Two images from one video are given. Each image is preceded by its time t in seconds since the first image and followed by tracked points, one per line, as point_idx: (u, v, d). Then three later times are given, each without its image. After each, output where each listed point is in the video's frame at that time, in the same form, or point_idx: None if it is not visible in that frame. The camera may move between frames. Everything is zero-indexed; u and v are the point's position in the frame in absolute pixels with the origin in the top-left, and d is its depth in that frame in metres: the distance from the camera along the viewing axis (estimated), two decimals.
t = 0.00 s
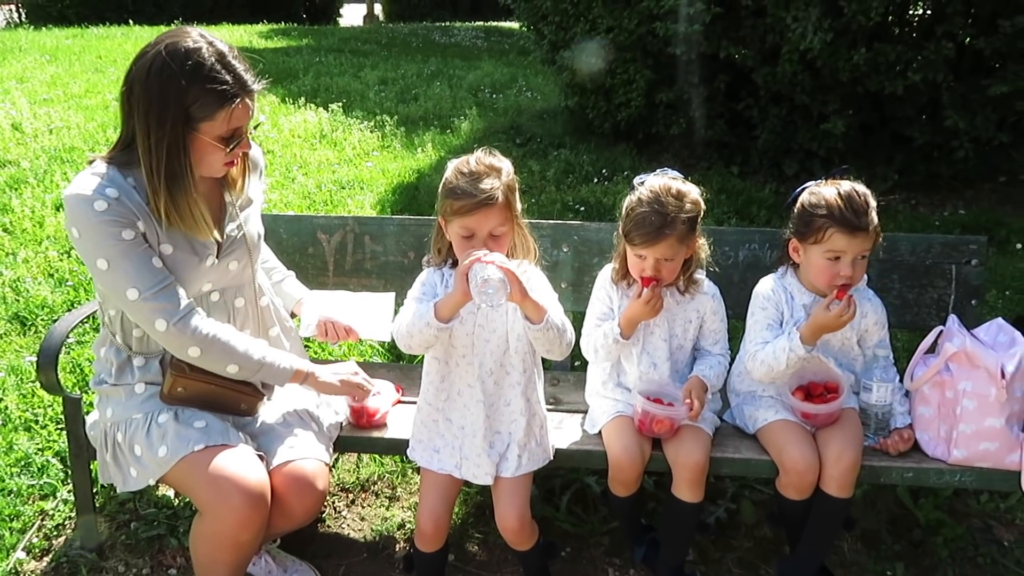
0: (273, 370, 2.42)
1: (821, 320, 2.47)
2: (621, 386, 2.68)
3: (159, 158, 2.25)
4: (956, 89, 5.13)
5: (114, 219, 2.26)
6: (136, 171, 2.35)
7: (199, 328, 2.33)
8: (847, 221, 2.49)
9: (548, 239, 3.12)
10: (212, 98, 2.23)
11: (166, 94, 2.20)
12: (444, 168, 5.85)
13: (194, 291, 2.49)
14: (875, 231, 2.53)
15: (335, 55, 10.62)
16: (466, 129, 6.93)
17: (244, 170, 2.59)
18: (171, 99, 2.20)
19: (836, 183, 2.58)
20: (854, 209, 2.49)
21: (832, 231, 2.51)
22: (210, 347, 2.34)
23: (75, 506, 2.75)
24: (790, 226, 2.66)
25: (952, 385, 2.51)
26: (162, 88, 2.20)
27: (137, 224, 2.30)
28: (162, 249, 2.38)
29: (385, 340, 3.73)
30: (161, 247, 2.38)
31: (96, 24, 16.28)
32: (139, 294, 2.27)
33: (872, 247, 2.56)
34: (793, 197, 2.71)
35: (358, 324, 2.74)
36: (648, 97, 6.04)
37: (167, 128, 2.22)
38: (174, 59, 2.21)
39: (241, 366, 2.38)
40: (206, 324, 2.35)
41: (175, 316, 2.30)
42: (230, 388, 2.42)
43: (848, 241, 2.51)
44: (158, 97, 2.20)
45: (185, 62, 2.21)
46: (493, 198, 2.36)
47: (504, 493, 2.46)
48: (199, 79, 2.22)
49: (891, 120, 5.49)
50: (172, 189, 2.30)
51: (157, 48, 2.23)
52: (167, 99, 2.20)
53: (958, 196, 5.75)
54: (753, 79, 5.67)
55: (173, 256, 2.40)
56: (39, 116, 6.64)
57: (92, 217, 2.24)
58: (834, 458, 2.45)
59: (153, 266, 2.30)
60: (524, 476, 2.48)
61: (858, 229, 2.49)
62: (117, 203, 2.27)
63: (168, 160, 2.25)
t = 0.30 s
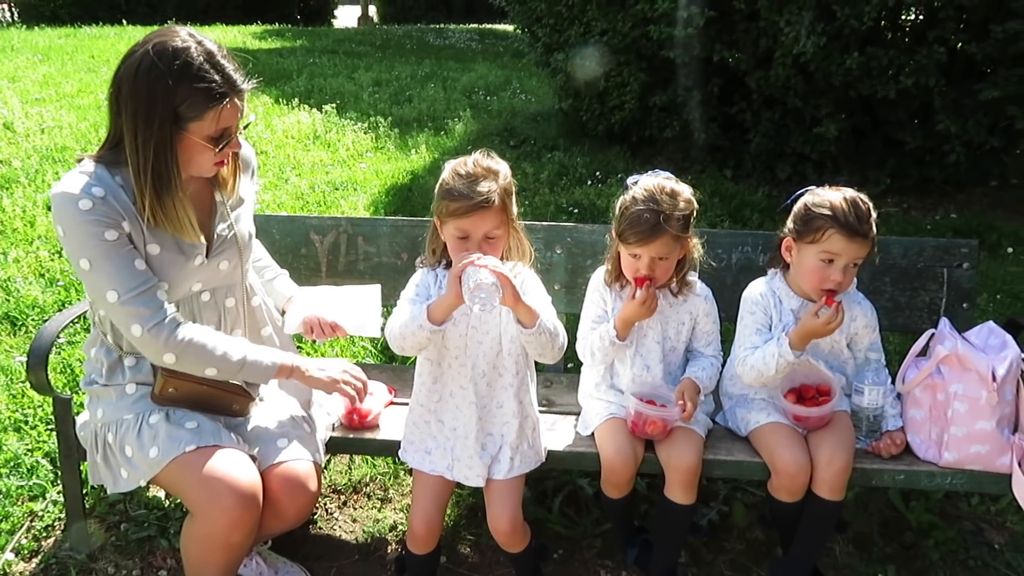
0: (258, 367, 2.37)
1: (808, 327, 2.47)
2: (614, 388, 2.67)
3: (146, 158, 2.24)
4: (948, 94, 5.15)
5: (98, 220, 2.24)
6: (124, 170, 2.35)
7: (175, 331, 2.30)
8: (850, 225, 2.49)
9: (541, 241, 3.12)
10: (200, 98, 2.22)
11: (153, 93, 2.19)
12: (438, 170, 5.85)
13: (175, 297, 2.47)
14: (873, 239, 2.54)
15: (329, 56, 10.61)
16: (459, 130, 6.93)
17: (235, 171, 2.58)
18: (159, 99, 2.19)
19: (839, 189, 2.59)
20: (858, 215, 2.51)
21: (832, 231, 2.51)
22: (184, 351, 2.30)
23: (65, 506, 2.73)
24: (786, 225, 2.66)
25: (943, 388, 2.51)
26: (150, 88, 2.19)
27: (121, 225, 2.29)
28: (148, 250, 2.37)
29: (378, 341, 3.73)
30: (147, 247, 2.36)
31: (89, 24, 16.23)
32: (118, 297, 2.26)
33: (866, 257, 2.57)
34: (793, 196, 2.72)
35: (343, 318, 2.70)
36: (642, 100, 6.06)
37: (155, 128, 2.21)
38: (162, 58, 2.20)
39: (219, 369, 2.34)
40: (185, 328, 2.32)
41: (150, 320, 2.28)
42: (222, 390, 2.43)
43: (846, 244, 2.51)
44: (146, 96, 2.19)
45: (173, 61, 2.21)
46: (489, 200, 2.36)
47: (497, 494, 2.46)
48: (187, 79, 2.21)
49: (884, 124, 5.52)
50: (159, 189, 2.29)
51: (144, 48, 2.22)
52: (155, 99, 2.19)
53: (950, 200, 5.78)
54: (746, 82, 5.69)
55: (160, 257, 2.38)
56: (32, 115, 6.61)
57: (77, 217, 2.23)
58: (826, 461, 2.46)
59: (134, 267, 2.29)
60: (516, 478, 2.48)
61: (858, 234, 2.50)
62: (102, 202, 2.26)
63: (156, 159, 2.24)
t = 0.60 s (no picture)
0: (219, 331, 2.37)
1: (799, 331, 2.45)
2: (612, 388, 2.68)
3: (144, 156, 2.24)
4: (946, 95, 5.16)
5: (88, 216, 2.24)
6: (120, 166, 2.34)
7: (139, 333, 2.28)
8: (824, 226, 2.48)
9: (539, 240, 3.12)
10: (198, 97, 2.22)
11: (152, 92, 2.19)
12: (436, 169, 5.85)
13: (159, 300, 2.46)
14: (854, 245, 2.49)
15: (327, 56, 10.60)
16: (457, 130, 6.93)
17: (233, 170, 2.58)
18: (157, 98, 2.19)
19: (844, 194, 2.56)
20: (837, 218, 2.48)
21: (808, 228, 2.52)
22: (146, 351, 2.29)
23: (63, 505, 2.73)
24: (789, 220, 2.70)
25: (941, 387, 2.52)
26: (148, 86, 2.19)
27: (109, 223, 2.28)
28: (139, 248, 2.36)
29: (376, 340, 3.72)
30: (137, 245, 2.36)
31: (86, 23, 16.21)
32: (87, 300, 2.26)
33: (846, 265, 2.52)
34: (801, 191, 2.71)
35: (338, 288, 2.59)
36: (640, 100, 6.06)
37: (153, 127, 2.21)
38: (161, 57, 2.20)
39: (187, 353, 2.34)
40: (151, 328, 2.30)
41: (114, 323, 2.27)
42: (221, 390, 2.39)
43: (819, 243, 2.50)
44: (145, 94, 2.19)
45: (172, 60, 2.20)
46: (490, 200, 2.37)
47: (495, 494, 2.46)
48: (186, 78, 2.21)
49: (881, 125, 5.53)
50: (157, 188, 2.28)
51: (143, 46, 2.22)
52: (153, 97, 2.19)
53: (947, 201, 5.79)
54: (744, 83, 5.69)
55: (151, 254, 2.38)
56: (29, 114, 6.60)
57: (67, 211, 2.22)
58: (824, 460, 2.46)
59: (112, 270, 2.28)
60: (515, 478, 2.48)
61: (832, 236, 2.48)
62: (93, 197, 2.26)
63: (153, 158, 2.24)
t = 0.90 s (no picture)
0: (209, 330, 2.38)
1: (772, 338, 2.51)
2: (613, 386, 2.68)
3: (142, 157, 2.24)
4: (945, 95, 5.16)
5: (84, 214, 2.24)
6: (119, 164, 2.34)
7: (129, 331, 2.29)
8: (795, 226, 2.53)
9: (540, 239, 3.12)
10: (194, 97, 2.22)
11: (149, 92, 2.20)
12: (436, 169, 5.85)
13: (158, 301, 2.47)
14: (829, 241, 2.49)
15: (326, 55, 10.60)
16: (457, 130, 6.94)
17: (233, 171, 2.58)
18: (154, 98, 2.20)
19: (826, 192, 2.58)
20: (807, 216, 2.52)
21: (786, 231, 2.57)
22: (136, 351, 2.30)
23: (64, 505, 2.73)
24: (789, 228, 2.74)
25: (940, 386, 2.52)
26: (146, 86, 2.20)
27: (105, 221, 2.28)
28: (135, 247, 2.36)
29: (376, 340, 3.72)
30: (134, 245, 2.36)
31: (85, 23, 16.19)
32: (80, 297, 2.26)
33: (829, 263, 2.52)
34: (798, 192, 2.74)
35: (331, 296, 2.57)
36: (639, 100, 6.07)
37: (150, 127, 2.21)
38: (158, 56, 2.20)
39: (177, 352, 2.35)
40: (140, 327, 2.31)
41: (104, 322, 2.28)
42: (222, 388, 2.40)
43: (795, 243, 2.54)
44: (143, 94, 2.20)
45: (170, 60, 2.21)
46: (488, 203, 2.37)
47: (496, 492, 2.47)
48: (183, 78, 2.22)
49: (880, 125, 5.53)
50: (155, 188, 2.28)
51: (142, 46, 2.22)
52: (151, 97, 2.20)
53: (946, 201, 5.79)
54: (744, 83, 5.70)
55: (148, 254, 2.38)
56: (29, 114, 6.59)
57: (63, 209, 2.23)
58: (824, 459, 2.46)
59: (106, 269, 2.28)
60: (516, 477, 2.48)
61: (803, 234, 2.51)
62: (91, 195, 2.26)
63: (151, 158, 2.24)
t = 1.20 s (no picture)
0: (206, 320, 2.38)
1: (750, 329, 2.52)
2: (613, 385, 2.69)
3: (143, 156, 2.25)
4: (944, 95, 5.17)
5: (82, 212, 2.25)
6: (120, 163, 2.35)
7: (125, 328, 2.29)
8: (791, 223, 2.55)
9: (540, 239, 3.13)
10: (195, 97, 2.23)
11: (150, 92, 2.20)
12: (436, 169, 5.86)
13: (158, 300, 2.48)
14: (818, 243, 2.50)
15: (327, 56, 10.60)
16: (457, 129, 6.94)
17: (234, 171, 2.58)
18: (155, 98, 2.20)
19: (832, 194, 2.57)
20: (805, 215, 2.53)
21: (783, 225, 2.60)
22: (131, 346, 2.30)
23: (66, 504, 2.73)
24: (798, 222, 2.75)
25: (940, 384, 2.53)
26: (148, 86, 2.20)
27: (104, 219, 2.29)
28: (135, 246, 2.37)
29: (377, 339, 3.73)
30: (134, 243, 2.36)
31: (84, 23, 16.19)
32: (78, 294, 2.27)
33: (817, 265, 2.54)
34: (809, 191, 2.74)
35: (327, 290, 2.56)
36: (639, 100, 6.08)
37: (151, 126, 2.22)
38: (160, 56, 2.21)
39: (172, 346, 2.35)
40: (136, 323, 2.31)
41: (101, 319, 2.28)
42: (223, 387, 2.41)
43: (787, 240, 2.56)
44: (144, 94, 2.20)
45: (171, 60, 2.21)
46: (488, 201, 2.37)
47: (498, 491, 2.47)
48: (184, 78, 2.22)
49: (880, 124, 5.54)
50: (155, 188, 2.29)
51: (143, 46, 2.23)
52: (152, 97, 2.20)
53: (946, 200, 5.80)
54: (744, 82, 5.70)
55: (147, 252, 2.39)
56: (29, 114, 6.60)
57: (63, 206, 2.23)
58: (823, 457, 2.47)
59: (104, 267, 2.29)
60: (516, 475, 2.49)
61: (796, 232, 2.53)
62: (90, 193, 2.27)
63: (151, 158, 2.25)
